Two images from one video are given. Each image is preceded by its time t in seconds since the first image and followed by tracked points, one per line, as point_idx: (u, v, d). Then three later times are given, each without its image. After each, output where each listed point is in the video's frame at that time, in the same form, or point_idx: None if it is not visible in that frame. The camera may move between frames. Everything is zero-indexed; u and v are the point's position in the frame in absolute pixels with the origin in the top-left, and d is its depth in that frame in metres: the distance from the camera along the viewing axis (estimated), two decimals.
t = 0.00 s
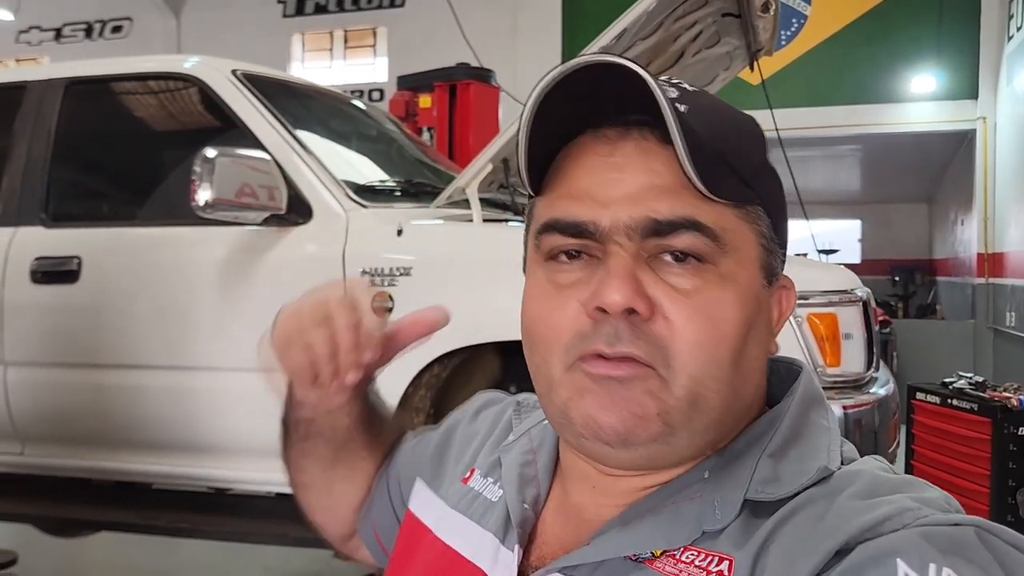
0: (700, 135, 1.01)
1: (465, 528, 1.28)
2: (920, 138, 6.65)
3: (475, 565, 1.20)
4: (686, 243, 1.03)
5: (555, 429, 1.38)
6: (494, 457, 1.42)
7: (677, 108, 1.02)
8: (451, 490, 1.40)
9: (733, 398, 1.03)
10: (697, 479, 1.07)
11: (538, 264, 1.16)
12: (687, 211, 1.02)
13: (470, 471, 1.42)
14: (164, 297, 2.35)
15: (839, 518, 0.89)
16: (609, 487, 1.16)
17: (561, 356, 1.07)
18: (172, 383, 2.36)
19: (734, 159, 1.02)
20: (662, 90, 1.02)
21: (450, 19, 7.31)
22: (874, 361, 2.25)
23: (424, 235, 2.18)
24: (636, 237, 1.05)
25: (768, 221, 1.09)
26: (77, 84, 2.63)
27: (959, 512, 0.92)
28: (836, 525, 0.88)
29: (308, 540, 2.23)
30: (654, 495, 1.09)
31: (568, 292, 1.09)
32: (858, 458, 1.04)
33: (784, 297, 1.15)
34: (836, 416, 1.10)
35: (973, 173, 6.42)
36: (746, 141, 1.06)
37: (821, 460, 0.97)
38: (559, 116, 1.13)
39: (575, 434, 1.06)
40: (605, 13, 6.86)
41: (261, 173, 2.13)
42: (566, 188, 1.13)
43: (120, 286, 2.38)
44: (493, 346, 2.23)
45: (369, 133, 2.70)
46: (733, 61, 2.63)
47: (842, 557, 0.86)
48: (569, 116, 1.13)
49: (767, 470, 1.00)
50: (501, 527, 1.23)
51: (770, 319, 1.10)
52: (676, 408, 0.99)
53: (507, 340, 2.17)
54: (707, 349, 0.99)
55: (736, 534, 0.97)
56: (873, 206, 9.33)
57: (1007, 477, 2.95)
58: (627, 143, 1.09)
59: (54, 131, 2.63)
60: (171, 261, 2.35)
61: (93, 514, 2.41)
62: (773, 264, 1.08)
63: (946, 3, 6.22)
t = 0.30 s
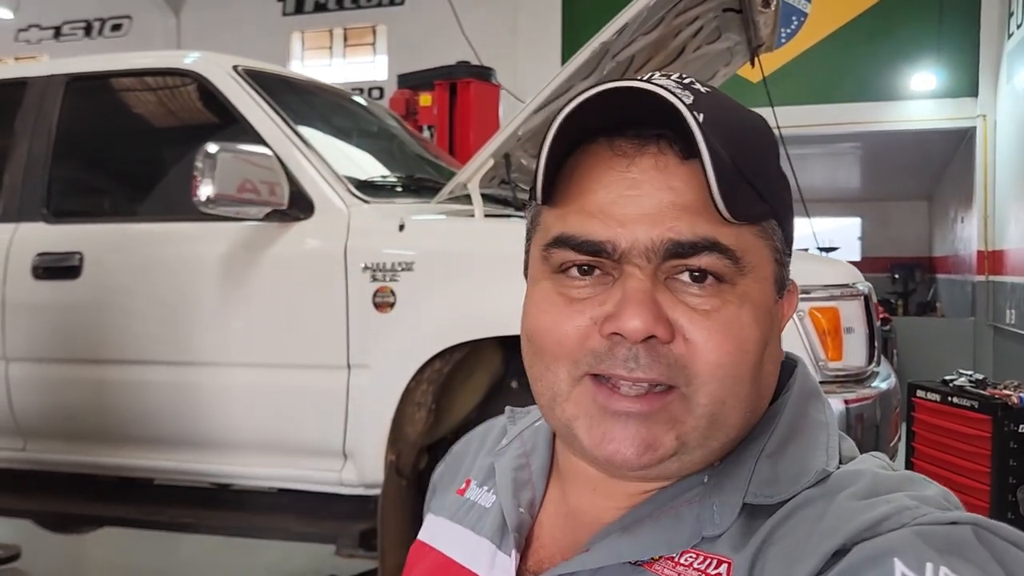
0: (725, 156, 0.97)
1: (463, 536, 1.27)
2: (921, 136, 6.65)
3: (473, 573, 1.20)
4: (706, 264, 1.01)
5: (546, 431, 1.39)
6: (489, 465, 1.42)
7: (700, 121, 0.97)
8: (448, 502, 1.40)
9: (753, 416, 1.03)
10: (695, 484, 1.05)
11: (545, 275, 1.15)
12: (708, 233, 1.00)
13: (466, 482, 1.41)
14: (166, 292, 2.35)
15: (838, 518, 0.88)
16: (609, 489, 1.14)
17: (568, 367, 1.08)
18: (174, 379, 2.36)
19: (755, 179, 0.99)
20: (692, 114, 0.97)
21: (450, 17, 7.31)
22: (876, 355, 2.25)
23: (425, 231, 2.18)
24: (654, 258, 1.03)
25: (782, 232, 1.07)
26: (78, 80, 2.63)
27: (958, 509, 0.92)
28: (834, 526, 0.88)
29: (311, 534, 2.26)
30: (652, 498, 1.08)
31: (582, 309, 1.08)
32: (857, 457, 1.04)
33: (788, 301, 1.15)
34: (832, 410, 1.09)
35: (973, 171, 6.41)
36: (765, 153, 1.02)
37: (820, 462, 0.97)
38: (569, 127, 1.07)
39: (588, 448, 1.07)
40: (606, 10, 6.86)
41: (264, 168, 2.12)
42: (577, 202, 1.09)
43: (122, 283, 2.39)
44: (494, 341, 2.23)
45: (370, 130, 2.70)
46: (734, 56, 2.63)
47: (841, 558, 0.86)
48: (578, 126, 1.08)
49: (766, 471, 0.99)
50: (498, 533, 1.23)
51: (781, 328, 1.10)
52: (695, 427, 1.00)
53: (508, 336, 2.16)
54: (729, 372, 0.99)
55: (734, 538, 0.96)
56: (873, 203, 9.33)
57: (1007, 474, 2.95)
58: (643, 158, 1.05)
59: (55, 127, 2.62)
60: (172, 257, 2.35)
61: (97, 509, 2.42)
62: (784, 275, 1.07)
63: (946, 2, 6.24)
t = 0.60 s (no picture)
0: (717, 157, 0.97)
1: (458, 550, 1.25)
2: (921, 134, 6.65)
3: None
4: (698, 265, 1.00)
5: (539, 441, 1.37)
6: (483, 478, 1.39)
7: (692, 124, 0.97)
8: (441, 516, 1.36)
9: (746, 418, 1.02)
10: (689, 491, 1.03)
11: (539, 281, 1.13)
12: (700, 234, 0.99)
13: (459, 495, 1.39)
14: (167, 289, 2.35)
15: (831, 524, 0.87)
16: (606, 500, 1.12)
17: (564, 376, 1.05)
18: (175, 375, 2.36)
19: (747, 180, 0.99)
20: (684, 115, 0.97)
21: (450, 15, 7.31)
22: (877, 351, 2.25)
23: (426, 228, 2.19)
24: (647, 260, 1.02)
25: (775, 235, 1.06)
26: (79, 77, 2.63)
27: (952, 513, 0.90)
28: (827, 532, 0.86)
29: (314, 531, 2.28)
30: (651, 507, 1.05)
31: (575, 314, 1.07)
32: (851, 460, 1.02)
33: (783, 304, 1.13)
34: (826, 414, 1.07)
35: (973, 169, 6.41)
36: (757, 156, 1.02)
37: (813, 468, 0.95)
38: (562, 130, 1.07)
39: (581, 457, 1.05)
40: (606, 8, 6.86)
41: (268, 167, 2.11)
42: (571, 205, 1.08)
43: (123, 279, 2.39)
44: (495, 338, 2.23)
45: (371, 126, 2.70)
46: (736, 53, 2.64)
47: (835, 565, 0.84)
48: (571, 129, 1.08)
49: (761, 477, 0.97)
50: (494, 545, 1.21)
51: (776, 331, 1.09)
52: (688, 432, 0.98)
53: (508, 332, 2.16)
54: (723, 375, 0.98)
55: (730, 547, 0.94)
56: (873, 202, 9.33)
57: (1006, 472, 2.95)
58: (636, 161, 1.05)
59: (57, 124, 2.63)
60: (174, 254, 2.36)
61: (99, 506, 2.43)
62: (777, 277, 1.06)
63: None
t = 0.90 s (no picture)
0: (712, 164, 0.97)
1: (459, 553, 1.25)
2: (920, 132, 6.65)
3: None
4: (695, 271, 1.00)
5: (540, 443, 1.36)
6: (485, 481, 1.39)
7: (685, 130, 0.97)
8: (444, 518, 1.36)
9: (745, 425, 1.02)
10: (691, 496, 1.02)
11: (536, 289, 1.13)
12: (696, 240, 0.99)
13: (462, 498, 1.38)
14: (167, 284, 2.35)
15: (833, 528, 0.87)
16: (606, 504, 1.11)
17: (563, 386, 1.05)
18: (175, 370, 2.36)
19: (742, 185, 0.99)
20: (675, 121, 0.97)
21: (449, 12, 7.30)
22: (878, 346, 2.26)
23: (427, 222, 2.18)
24: (644, 267, 1.01)
25: (772, 240, 1.05)
26: (79, 71, 2.63)
27: (952, 514, 0.90)
28: (829, 536, 0.86)
29: (317, 526, 2.28)
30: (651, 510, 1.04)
31: (573, 323, 1.06)
32: (851, 463, 1.02)
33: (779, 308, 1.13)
34: (827, 418, 1.07)
35: (972, 169, 6.41)
36: (753, 161, 1.01)
37: (814, 472, 0.95)
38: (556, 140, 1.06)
39: (581, 466, 1.04)
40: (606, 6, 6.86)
41: (267, 161, 2.10)
42: (567, 213, 1.08)
43: (123, 274, 2.39)
44: (496, 333, 2.23)
45: (371, 122, 2.70)
46: (736, 49, 2.63)
47: (836, 568, 0.84)
48: (566, 138, 1.07)
49: (761, 482, 0.97)
50: (495, 548, 1.21)
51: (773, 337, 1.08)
52: (688, 440, 0.98)
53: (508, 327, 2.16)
54: (720, 382, 0.98)
55: (731, 550, 0.94)
56: (872, 200, 9.34)
57: (1005, 470, 2.96)
58: (631, 168, 1.04)
59: (57, 117, 2.62)
60: (174, 248, 2.35)
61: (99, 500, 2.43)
62: (774, 282, 1.06)
63: None
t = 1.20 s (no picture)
0: (730, 153, 0.96)
1: (467, 549, 1.25)
2: (918, 131, 6.66)
3: None
4: (711, 257, 1.00)
5: (550, 441, 1.36)
6: (493, 479, 1.38)
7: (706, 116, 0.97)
8: (449, 515, 1.36)
9: (759, 415, 1.01)
10: (700, 492, 1.03)
11: (549, 274, 1.13)
12: (713, 223, 0.99)
13: (469, 495, 1.38)
14: (168, 278, 2.34)
15: (843, 526, 0.86)
16: (616, 497, 1.12)
17: (575, 367, 1.06)
18: (176, 363, 2.36)
19: (760, 174, 0.99)
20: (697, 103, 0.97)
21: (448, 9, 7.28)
22: (879, 340, 2.26)
23: (428, 216, 2.18)
24: (660, 251, 1.02)
25: (787, 234, 1.06)
26: (78, 64, 2.61)
27: (963, 513, 0.90)
28: (839, 533, 0.86)
29: (318, 520, 2.26)
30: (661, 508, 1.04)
31: (586, 306, 1.06)
32: (861, 461, 1.01)
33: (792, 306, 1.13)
34: (837, 415, 1.06)
35: (969, 169, 6.42)
36: (770, 152, 1.02)
37: (825, 468, 0.94)
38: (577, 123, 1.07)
39: (592, 451, 1.04)
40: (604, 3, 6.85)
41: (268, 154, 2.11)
42: (583, 197, 1.08)
43: (123, 268, 2.38)
44: (496, 327, 2.23)
45: (371, 116, 2.69)
46: (736, 45, 2.63)
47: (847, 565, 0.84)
48: (586, 123, 1.08)
49: (771, 479, 0.97)
50: (504, 545, 1.21)
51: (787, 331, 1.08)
52: (701, 425, 0.98)
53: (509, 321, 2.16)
54: (735, 367, 0.97)
55: (742, 547, 0.94)
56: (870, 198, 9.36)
57: (1003, 469, 2.96)
58: (649, 155, 1.04)
59: (57, 110, 2.61)
60: (174, 242, 2.35)
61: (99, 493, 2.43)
62: (788, 276, 1.06)
63: None
